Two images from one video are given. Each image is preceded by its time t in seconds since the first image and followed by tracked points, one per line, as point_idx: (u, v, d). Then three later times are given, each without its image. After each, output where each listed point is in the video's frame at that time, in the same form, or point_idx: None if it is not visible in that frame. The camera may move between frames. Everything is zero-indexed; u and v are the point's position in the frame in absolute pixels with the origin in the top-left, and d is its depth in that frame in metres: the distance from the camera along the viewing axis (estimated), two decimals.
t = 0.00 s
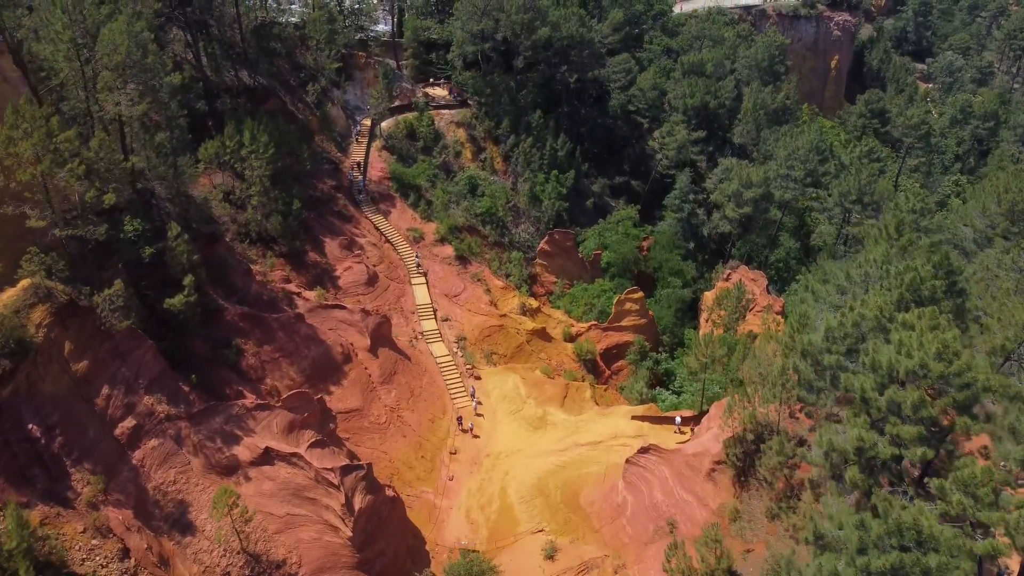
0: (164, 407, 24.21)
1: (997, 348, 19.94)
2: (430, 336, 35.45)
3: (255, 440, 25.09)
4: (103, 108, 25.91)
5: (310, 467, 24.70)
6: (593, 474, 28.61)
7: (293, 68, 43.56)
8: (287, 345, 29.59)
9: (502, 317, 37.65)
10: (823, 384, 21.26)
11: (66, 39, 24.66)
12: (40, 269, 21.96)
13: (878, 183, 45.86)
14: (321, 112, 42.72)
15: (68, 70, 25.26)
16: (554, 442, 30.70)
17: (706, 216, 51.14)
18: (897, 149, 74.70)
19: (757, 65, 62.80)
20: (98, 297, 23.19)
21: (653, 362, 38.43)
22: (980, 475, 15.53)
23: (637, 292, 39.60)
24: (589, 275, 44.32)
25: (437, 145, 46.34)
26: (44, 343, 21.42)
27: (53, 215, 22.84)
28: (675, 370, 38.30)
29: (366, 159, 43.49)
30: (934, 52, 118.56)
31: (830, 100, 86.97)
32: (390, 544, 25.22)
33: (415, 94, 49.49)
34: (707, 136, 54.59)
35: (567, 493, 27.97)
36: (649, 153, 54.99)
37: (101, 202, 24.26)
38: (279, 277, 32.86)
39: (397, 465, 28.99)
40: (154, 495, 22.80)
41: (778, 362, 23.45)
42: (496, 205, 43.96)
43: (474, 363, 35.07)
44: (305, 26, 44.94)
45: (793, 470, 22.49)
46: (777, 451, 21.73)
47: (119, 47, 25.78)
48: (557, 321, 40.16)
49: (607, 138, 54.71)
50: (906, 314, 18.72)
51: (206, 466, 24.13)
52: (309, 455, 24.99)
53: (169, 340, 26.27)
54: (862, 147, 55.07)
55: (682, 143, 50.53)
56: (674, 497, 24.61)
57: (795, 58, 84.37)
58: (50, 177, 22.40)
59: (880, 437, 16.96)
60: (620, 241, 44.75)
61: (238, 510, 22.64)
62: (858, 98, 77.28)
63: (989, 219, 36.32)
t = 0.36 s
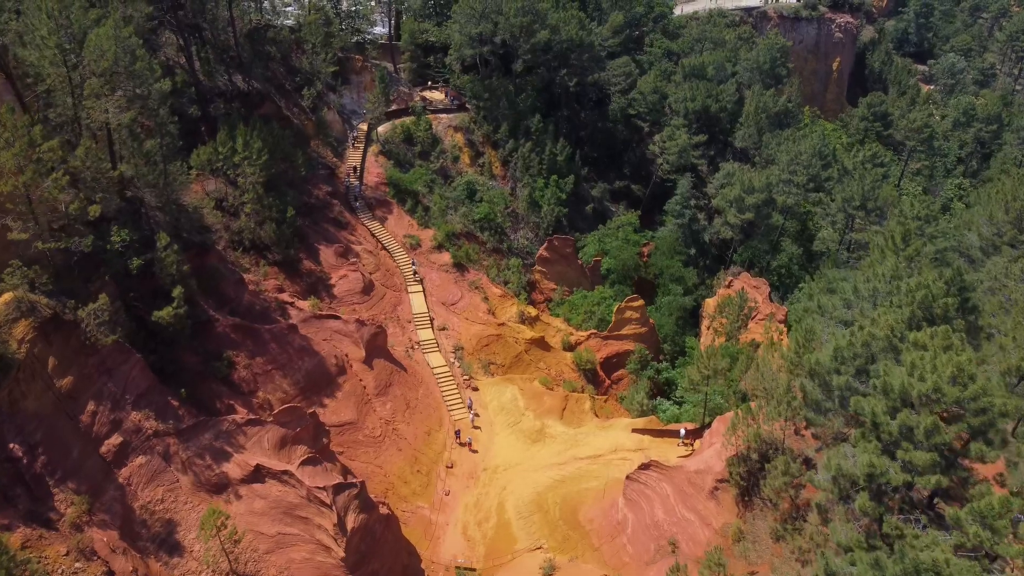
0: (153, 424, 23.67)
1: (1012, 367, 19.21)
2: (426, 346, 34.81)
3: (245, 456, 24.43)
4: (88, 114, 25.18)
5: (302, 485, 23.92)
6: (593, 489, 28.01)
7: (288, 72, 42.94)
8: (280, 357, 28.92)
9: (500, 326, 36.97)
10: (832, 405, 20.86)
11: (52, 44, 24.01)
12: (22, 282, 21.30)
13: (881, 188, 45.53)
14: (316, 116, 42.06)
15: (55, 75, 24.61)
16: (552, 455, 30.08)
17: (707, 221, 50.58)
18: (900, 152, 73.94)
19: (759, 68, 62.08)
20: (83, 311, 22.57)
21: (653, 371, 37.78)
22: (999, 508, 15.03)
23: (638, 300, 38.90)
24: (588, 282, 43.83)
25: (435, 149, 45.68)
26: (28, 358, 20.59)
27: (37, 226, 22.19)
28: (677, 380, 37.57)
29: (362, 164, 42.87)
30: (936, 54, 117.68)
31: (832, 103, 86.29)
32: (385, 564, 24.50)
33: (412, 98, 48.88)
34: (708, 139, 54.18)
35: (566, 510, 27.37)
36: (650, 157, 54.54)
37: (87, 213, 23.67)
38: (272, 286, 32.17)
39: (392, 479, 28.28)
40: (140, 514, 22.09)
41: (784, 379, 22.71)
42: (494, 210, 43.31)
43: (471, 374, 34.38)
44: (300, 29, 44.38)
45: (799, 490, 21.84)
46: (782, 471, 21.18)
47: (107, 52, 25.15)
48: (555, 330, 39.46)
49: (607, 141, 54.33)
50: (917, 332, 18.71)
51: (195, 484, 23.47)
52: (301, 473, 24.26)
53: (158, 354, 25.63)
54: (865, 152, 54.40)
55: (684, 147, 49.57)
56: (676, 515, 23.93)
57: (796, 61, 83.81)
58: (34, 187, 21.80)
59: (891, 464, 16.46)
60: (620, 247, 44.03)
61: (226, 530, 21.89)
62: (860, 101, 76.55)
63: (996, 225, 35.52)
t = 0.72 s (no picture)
0: (139, 442, 22.84)
1: None
2: (423, 357, 34.11)
3: (235, 475, 23.69)
4: (75, 121, 24.41)
5: (292, 505, 23.21)
6: (593, 507, 27.31)
7: (283, 77, 42.29)
8: (272, 370, 28.20)
9: (498, 336, 36.26)
10: (840, 429, 20.27)
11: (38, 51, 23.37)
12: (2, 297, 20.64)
13: (886, 195, 45.13)
14: (311, 121, 41.41)
15: (41, 82, 23.86)
16: (551, 470, 29.36)
17: (708, 227, 49.93)
18: (902, 155, 73.22)
19: (760, 71, 61.46)
20: (66, 326, 21.71)
21: (654, 381, 37.12)
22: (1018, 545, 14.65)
23: (639, 309, 38.18)
24: (588, 289, 43.01)
25: (432, 155, 45.01)
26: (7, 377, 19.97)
27: (19, 240, 21.32)
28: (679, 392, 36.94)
29: (359, 170, 42.20)
30: (937, 55, 116.84)
31: (834, 105, 85.66)
32: None
33: (409, 102, 48.21)
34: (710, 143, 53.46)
35: (565, 528, 26.67)
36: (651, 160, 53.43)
37: (70, 226, 22.82)
38: (264, 297, 31.44)
39: (387, 496, 27.56)
40: (125, 536, 21.37)
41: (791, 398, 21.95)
42: (493, 216, 42.64)
43: (468, 385, 33.67)
44: (295, 32, 43.79)
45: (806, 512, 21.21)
46: (788, 495, 20.53)
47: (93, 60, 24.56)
48: (554, 340, 38.69)
49: (607, 145, 53.65)
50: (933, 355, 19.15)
51: (182, 504, 22.74)
52: (291, 494, 23.52)
53: (147, 369, 24.93)
54: (868, 156, 53.70)
55: (685, 152, 48.88)
56: (678, 536, 23.21)
57: (798, 63, 83.24)
58: (17, 200, 21.08)
59: (905, 494, 16.40)
60: (620, 254, 43.55)
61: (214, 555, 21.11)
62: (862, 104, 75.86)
63: (1005, 234, 34.65)
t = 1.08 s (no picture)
0: (124, 461, 22.10)
1: None
2: (419, 369, 33.42)
3: (224, 495, 23.02)
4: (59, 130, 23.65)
5: (282, 527, 22.52)
6: (593, 525, 26.66)
7: (278, 81, 41.63)
8: (264, 384, 27.48)
9: (496, 346, 35.53)
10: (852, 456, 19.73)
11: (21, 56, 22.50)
12: None
13: (891, 201, 44.11)
14: (306, 126, 40.70)
15: (25, 88, 23.00)
16: (551, 486, 28.69)
17: (710, 233, 49.20)
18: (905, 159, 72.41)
19: (762, 74, 60.70)
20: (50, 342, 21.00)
21: (654, 392, 36.45)
22: None
23: (639, 318, 37.48)
24: (588, 297, 42.35)
25: (430, 160, 44.31)
26: None
27: None
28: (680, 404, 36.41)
29: (355, 176, 41.52)
30: (938, 57, 116.01)
31: (836, 108, 84.96)
32: None
33: (407, 106, 47.48)
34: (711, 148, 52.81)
35: (565, 547, 26.01)
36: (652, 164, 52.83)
37: (53, 239, 22.15)
38: (256, 307, 30.67)
39: (382, 513, 26.84)
40: (110, 560, 20.72)
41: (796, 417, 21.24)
42: (491, 223, 41.93)
43: (465, 397, 32.96)
44: (290, 36, 43.19)
45: (812, 536, 20.53)
46: (795, 519, 19.93)
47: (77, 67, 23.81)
48: (554, 349, 37.96)
49: (608, 150, 52.95)
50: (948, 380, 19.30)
51: (169, 525, 22.12)
52: (282, 514, 22.84)
53: (134, 384, 24.22)
54: (872, 161, 52.94)
55: (686, 157, 48.19)
56: (680, 559, 22.56)
57: (799, 65, 82.65)
58: None
59: (920, 527, 16.48)
60: (620, 261, 42.86)
61: None
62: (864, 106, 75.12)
63: (1014, 243, 32.96)
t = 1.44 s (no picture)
0: (110, 481, 21.39)
1: None
2: (416, 380, 32.76)
3: (213, 516, 22.34)
4: (44, 139, 23.07)
5: (273, 550, 21.99)
6: (594, 544, 26.03)
7: (273, 86, 41.08)
8: (256, 399, 26.78)
9: (495, 356, 34.84)
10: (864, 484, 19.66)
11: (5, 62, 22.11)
12: None
13: (896, 207, 43.44)
14: (302, 131, 40.06)
15: (9, 96, 22.58)
16: (550, 503, 28.05)
17: (712, 240, 48.44)
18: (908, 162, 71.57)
19: (764, 78, 59.96)
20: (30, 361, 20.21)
21: (655, 404, 35.77)
22: None
23: (640, 328, 36.79)
24: (589, 305, 41.52)
25: (427, 165, 43.62)
26: None
27: None
28: (681, 416, 35.82)
29: (351, 182, 40.86)
30: (941, 59, 115.18)
31: (838, 110, 84.33)
32: None
33: (404, 110, 46.73)
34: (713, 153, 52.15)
35: (564, 567, 25.38)
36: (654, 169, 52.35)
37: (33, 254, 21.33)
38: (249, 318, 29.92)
39: (377, 531, 26.14)
40: None
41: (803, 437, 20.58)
42: (489, 229, 41.23)
43: (463, 409, 32.27)
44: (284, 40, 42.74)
45: (820, 561, 19.85)
46: (802, 544, 19.42)
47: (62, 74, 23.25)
48: (553, 359, 37.25)
49: (608, 154, 52.24)
50: (965, 405, 18.88)
51: (156, 547, 21.43)
52: (271, 537, 22.27)
53: (122, 401, 23.58)
54: (876, 166, 52.19)
55: (687, 162, 47.46)
56: None
57: (801, 68, 82.13)
58: None
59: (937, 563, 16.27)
60: (620, 268, 42.29)
61: None
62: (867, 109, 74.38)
63: None
